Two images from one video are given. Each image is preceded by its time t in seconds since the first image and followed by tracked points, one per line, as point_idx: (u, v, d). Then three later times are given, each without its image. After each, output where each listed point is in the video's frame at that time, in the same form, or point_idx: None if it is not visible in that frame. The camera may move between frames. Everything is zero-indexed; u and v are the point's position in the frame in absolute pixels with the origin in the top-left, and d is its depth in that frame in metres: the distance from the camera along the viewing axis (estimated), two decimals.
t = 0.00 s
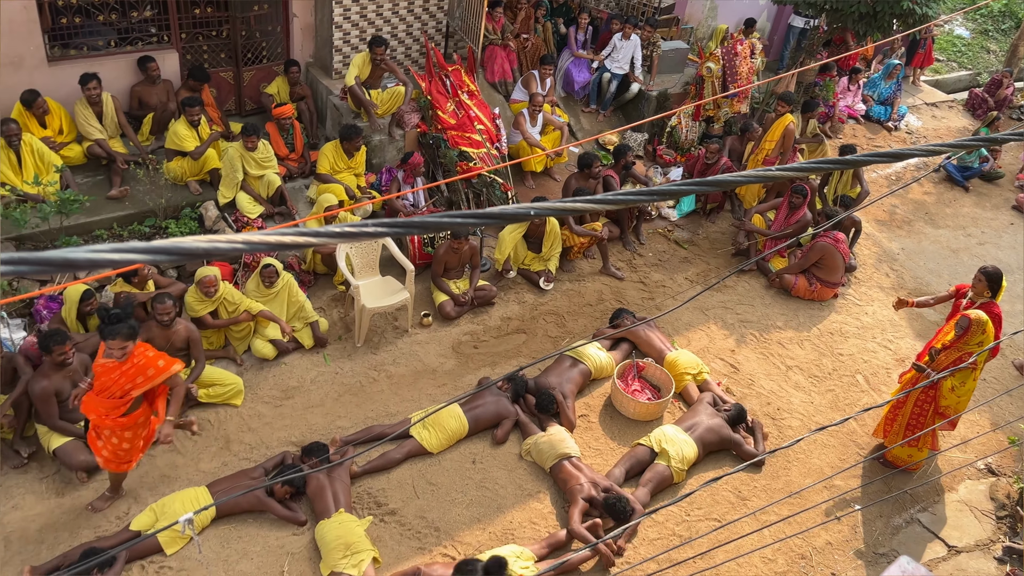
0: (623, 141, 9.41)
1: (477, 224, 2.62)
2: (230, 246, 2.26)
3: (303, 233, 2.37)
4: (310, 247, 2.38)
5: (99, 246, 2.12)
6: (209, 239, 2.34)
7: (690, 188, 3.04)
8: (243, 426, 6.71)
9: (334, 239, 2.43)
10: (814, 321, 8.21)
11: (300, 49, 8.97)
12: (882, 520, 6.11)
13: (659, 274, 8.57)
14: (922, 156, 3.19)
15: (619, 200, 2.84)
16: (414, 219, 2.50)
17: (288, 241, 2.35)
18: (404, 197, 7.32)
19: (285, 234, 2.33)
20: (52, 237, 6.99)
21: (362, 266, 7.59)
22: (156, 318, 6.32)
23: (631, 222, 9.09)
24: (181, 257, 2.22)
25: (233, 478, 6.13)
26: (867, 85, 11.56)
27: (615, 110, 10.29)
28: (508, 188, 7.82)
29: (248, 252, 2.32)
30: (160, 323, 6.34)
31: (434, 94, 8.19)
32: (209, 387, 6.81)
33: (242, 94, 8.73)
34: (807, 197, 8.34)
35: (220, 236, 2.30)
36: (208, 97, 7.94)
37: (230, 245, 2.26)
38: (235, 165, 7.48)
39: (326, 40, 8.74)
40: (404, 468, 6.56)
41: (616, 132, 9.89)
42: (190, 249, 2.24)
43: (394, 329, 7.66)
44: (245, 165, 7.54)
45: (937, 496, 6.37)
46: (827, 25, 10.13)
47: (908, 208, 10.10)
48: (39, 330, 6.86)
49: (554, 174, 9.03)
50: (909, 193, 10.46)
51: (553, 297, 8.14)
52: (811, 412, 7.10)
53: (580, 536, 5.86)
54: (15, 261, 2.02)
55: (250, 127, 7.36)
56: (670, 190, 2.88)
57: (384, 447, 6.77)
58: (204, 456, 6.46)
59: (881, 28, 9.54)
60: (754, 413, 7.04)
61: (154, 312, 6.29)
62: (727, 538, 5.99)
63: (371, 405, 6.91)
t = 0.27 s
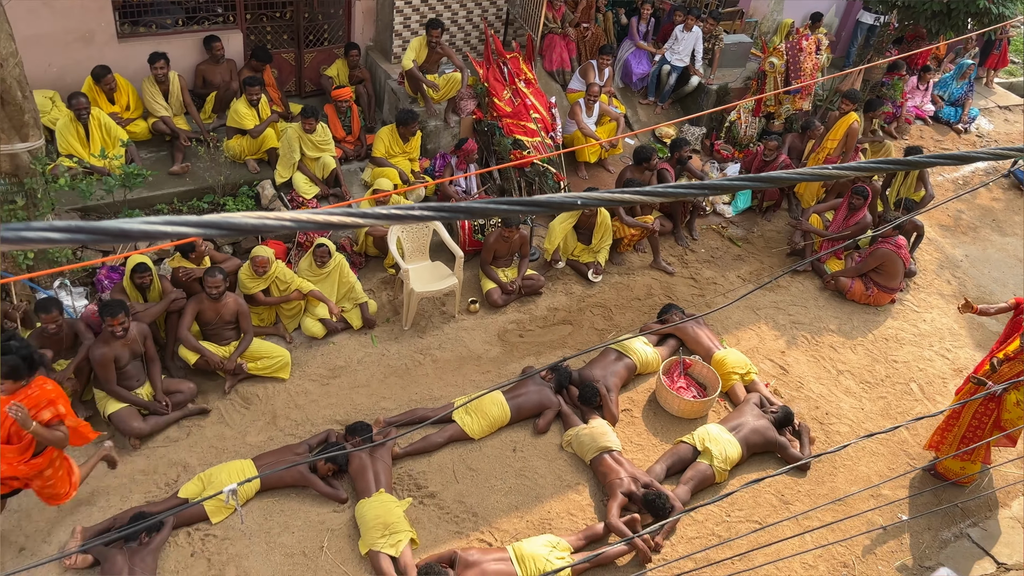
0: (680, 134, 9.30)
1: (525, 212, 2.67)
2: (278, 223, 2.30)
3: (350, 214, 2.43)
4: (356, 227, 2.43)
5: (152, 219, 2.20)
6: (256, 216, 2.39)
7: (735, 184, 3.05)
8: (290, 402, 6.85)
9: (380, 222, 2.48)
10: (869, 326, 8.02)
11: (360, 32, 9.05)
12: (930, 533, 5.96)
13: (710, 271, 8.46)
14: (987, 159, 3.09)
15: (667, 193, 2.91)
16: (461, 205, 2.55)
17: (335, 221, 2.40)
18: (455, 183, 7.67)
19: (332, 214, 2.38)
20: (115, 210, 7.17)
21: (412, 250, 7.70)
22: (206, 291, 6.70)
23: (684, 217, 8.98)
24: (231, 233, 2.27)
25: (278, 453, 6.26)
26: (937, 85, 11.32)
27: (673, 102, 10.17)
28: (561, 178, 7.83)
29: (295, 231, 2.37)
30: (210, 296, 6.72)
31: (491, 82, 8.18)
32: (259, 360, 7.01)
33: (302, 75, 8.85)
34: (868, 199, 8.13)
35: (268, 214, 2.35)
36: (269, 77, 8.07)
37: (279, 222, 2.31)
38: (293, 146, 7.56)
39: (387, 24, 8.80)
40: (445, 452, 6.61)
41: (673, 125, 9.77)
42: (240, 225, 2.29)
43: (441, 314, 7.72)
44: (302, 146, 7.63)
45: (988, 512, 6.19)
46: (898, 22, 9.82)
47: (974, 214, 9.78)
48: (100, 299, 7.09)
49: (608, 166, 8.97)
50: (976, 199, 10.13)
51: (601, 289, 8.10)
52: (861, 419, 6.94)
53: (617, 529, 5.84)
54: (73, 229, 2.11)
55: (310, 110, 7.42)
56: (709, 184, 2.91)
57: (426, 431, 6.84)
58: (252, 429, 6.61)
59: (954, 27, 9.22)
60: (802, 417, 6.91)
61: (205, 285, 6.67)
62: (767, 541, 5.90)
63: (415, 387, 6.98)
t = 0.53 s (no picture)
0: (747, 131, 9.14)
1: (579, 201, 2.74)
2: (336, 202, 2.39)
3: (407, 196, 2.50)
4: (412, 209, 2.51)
5: (216, 193, 2.29)
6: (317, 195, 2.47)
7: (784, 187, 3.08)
8: (344, 380, 6.97)
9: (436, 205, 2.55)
10: (935, 336, 7.78)
11: (429, 18, 9.10)
12: (989, 554, 5.77)
13: (771, 272, 8.30)
14: None
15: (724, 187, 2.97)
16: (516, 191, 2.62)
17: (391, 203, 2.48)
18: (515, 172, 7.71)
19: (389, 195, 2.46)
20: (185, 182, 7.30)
21: (470, 237, 7.74)
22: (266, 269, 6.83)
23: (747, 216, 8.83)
24: (291, 209, 2.36)
25: (330, 429, 6.40)
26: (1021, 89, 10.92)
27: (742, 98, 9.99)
28: (623, 170, 7.82)
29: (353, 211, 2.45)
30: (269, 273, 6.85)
31: (557, 71, 8.15)
32: (316, 337, 7.14)
33: (370, 59, 8.94)
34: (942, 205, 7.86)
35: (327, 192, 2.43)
36: (338, 59, 8.20)
37: (337, 201, 2.39)
38: (359, 129, 7.70)
39: (456, 10, 8.83)
40: (493, 438, 6.66)
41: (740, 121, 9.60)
42: (299, 202, 2.38)
43: (495, 302, 7.76)
44: (368, 129, 7.75)
45: None
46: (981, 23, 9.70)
47: None
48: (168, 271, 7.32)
49: (671, 160, 8.86)
50: None
51: (658, 285, 8.03)
52: (922, 431, 6.75)
53: (661, 527, 5.81)
54: (141, 199, 2.21)
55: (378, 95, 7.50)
56: (760, 185, 2.93)
57: (475, 416, 6.90)
58: (305, 404, 6.75)
59: None
60: (859, 425, 6.75)
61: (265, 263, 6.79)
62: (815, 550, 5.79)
63: (467, 372, 7.03)
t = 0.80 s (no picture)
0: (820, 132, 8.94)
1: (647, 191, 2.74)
2: (401, 182, 2.41)
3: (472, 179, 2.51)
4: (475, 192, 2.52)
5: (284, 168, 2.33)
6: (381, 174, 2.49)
7: (853, 187, 3.04)
8: (400, 362, 7.06)
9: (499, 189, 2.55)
10: (1008, 353, 7.49)
11: (503, 6, 9.05)
12: None
13: (838, 277, 8.10)
14: None
15: (793, 186, 2.93)
16: (581, 179, 2.61)
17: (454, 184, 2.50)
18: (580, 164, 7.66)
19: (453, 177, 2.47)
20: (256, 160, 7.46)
21: (530, 227, 7.74)
22: (329, 252, 6.95)
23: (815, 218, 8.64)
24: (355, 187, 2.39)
25: (384, 410, 6.49)
26: None
27: (817, 98, 9.77)
28: (689, 165, 7.65)
29: (416, 190, 2.47)
30: (331, 257, 6.97)
31: (628, 63, 8.05)
32: (375, 319, 7.27)
33: (441, 45, 8.98)
34: None
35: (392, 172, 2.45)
36: (410, 44, 8.27)
37: (402, 182, 2.42)
38: (426, 115, 7.74)
39: None
40: (544, 429, 6.67)
41: (814, 121, 9.37)
42: (364, 180, 2.41)
43: (553, 293, 7.76)
44: (435, 116, 7.80)
45: None
46: None
47: None
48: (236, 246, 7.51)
49: (740, 158, 8.71)
50: None
51: (719, 284, 7.92)
52: (989, 449, 6.51)
53: (710, 530, 5.74)
54: (212, 171, 2.25)
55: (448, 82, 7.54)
56: (830, 185, 2.89)
57: (527, 406, 6.92)
58: (361, 384, 6.85)
59: None
60: (922, 440, 6.55)
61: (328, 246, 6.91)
62: (869, 564, 5.64)
63: (521, 362, 7.05)
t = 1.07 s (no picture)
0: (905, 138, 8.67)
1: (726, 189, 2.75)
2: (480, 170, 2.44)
3: (550, 169, 2.53)
4: (553, 183, 2.54)
5: (364, 149, 2.37)
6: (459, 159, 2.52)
7: (939, 195, 2.97)
8: (462, 348, 7.13)
9: (578, 181, 2.57)
10: None
11: None
12: None
13: (914, 289, 7.84)
14: None
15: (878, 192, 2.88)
16: (661, 175, 2.62)
17: (532, 175, 2.52)
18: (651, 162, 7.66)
19: (531, 167, 2.50)
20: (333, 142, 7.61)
21: (598, 221, 7.70)
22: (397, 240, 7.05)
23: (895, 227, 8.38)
24: (434, 172, 2.43)
25: (443, 395, 6.56)
26: None
27: (904, 103, 9.47)
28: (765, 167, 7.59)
29: (494, 178, 2.51)
30: (400, 245, 7.07)
31: (708, 59, 7.96)
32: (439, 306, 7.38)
33: (520, 35, 8.99)
34: None
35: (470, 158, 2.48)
36: (489, 33, 8.31)
37: (480, 170, 2.45)
38: (500, 104, 7.77)
39: None
40: (601, 424, 6.65)
41: (899, 126, 9.08)
42: (443, 166, 2.44)
43: (617, 289, 7.73)
44: (509, 105, 7.82)
45: None
46: None
47: None
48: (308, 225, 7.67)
49: (819, 161, 8.51)
50: None
51: (789, 289, 7.76)
52: None
53: (765, 538, 5.63)
54: (295, 150, 2.31)
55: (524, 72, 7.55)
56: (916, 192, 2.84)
57: (586, 400, 6.91)
58: (422, 368, 6.94)
59: None
60: (996, 462, 6.30)
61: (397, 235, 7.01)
62: None
63: (582, 355, 7.04)
